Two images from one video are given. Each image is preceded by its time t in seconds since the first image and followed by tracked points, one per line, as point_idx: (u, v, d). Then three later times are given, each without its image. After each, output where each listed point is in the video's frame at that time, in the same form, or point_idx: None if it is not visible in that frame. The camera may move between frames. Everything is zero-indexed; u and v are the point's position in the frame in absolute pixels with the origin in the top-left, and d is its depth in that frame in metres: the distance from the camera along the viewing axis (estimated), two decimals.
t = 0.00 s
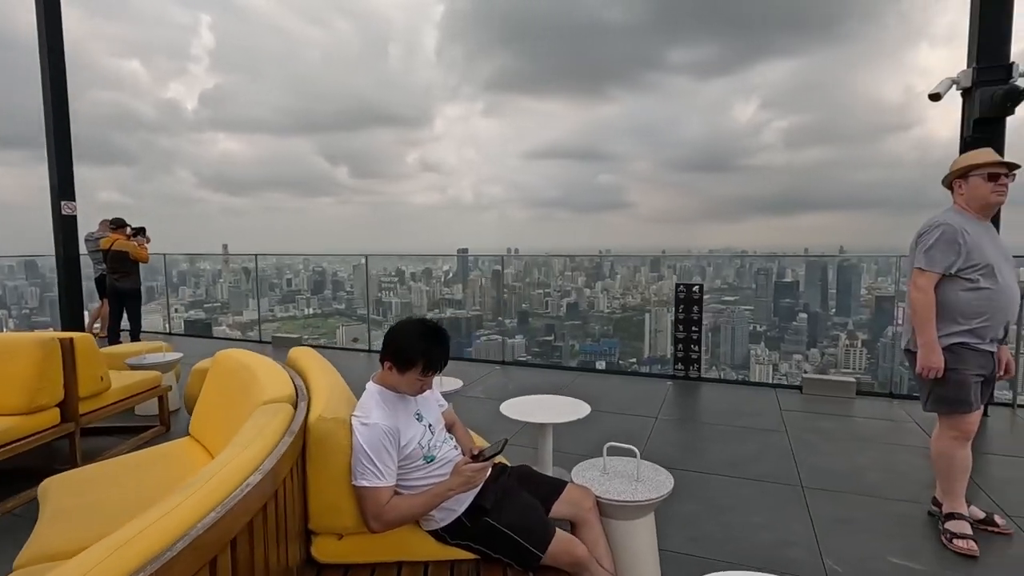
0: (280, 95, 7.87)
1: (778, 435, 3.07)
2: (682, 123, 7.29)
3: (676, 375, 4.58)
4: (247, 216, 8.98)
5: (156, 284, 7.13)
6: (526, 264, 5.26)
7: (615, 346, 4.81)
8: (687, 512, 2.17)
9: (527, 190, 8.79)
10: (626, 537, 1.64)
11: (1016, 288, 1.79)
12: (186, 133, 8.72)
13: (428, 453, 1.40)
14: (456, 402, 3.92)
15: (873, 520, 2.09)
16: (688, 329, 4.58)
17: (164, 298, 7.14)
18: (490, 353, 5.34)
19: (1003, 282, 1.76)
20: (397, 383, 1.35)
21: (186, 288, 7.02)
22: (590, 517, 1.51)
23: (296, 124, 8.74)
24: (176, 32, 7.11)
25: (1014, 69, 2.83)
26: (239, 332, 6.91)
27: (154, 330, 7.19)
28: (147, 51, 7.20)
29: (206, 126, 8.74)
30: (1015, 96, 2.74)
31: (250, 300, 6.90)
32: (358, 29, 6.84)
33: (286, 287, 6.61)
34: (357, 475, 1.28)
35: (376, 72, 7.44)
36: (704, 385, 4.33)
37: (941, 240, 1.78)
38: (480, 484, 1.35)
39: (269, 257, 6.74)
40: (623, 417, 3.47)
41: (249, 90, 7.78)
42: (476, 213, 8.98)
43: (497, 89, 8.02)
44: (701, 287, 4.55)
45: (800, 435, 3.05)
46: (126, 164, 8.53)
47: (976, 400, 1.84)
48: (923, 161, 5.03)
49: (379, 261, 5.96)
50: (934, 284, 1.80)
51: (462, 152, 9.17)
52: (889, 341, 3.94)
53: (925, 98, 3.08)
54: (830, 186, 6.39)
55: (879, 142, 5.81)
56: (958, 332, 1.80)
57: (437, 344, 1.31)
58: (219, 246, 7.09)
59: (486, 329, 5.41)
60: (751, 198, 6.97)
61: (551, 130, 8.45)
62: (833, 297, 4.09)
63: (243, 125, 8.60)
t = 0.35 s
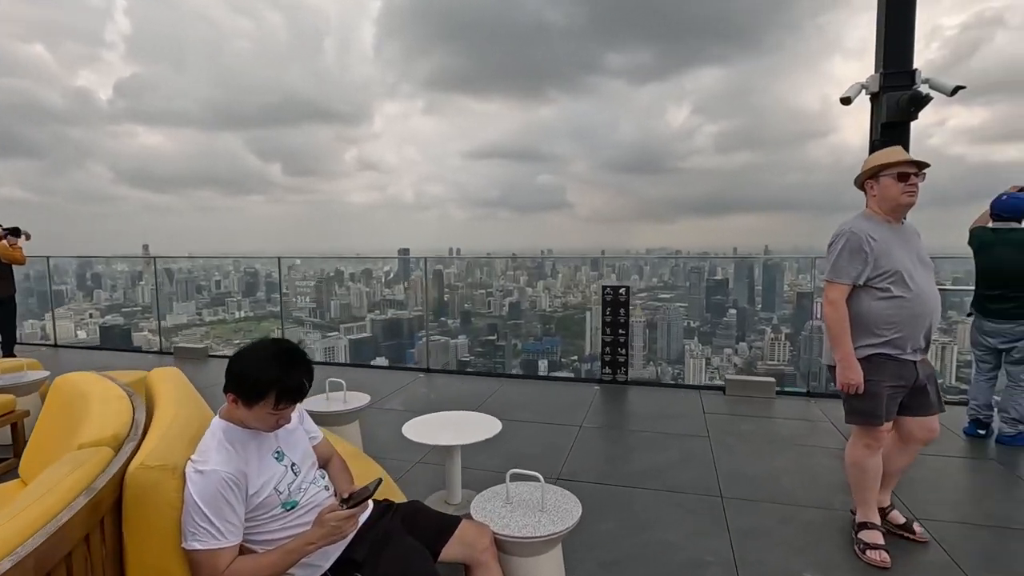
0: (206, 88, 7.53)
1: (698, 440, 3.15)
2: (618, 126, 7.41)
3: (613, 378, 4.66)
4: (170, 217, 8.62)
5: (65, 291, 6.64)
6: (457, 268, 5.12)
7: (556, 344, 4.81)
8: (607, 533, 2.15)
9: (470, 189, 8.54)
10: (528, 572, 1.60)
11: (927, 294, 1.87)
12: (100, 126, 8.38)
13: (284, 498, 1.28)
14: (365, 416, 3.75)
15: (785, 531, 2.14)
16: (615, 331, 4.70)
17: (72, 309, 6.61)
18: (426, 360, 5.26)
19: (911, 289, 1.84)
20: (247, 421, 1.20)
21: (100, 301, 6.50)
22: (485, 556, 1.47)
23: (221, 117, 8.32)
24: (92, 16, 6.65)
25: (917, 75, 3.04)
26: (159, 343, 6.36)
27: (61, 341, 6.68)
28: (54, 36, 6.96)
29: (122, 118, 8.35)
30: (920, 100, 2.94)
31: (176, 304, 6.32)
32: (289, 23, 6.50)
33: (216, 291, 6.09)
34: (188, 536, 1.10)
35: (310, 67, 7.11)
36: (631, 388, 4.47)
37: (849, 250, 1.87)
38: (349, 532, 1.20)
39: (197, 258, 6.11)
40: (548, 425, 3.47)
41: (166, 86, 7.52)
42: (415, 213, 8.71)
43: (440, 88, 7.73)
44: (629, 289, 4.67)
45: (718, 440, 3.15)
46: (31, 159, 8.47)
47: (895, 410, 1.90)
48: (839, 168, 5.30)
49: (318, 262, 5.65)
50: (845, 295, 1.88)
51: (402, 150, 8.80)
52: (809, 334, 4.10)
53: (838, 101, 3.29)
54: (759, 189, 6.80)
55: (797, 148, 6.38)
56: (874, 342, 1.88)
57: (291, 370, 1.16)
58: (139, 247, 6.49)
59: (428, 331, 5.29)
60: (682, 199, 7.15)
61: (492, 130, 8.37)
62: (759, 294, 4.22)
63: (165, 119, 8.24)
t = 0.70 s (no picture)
0: (156, 79, 7.22)
1: (647, 443, 3.15)
2: (584, 125, 7.44)
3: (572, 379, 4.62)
4: (123, 212, 7.93)
5: None
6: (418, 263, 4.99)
7: (522, 340, 4.72)
8: (539, 552, 2.04)
9: (433, 185, 8.39)
10: None
11: (876, 288, 1.85)
12: (37, 116, 7.90)
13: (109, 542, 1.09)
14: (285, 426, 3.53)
15: (723, 541, 2.10)
16: (564, 330, 4.64)
17: None
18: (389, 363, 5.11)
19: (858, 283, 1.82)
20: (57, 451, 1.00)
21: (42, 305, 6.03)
22: None
23: (173, 109, 7.97)
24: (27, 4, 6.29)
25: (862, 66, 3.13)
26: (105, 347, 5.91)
27: None
28: None
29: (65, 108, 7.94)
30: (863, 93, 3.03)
31: (124, 304, 5.74)
32: (245, 13, 6.24)
33: (172, 293, 5.66)
34: None
35: (269, 60, 6.85)
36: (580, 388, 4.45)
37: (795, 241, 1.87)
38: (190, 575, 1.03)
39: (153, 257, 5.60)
40: (497, 433, 3.37)
41: (112, 74, 7.20)
42: (378, 210, 8.26)
43: (400, 84, 7.61)
44: (578, 286, 4.60)
45: (666, 442, 3.14)
46: None
47: (841, 413, 1.90)
48: (795, 167, 5.38)
49: (278, 259, 5.30)
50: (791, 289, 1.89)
51: (364, 145, 8.30)
52: (764, 327, 4.22)
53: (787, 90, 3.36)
54: (718, 186, 6.92)
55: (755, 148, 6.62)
56: (821, 338, 1.88)
57: (110, 387, 0.97)
58: (83, 244, 6.01)
59: (395, 324, 5.13)
60: (643, 195, 7.25)
61: (454, 126, 8.23)
62: (718, 290, 4.26)
63: (111, 109, 7.97)
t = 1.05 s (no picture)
0: (138, 72, 7.11)
1: (617, 450, 3.10)
2: (570, 117, 7.38)
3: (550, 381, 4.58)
4: (99, 206, 7.67)
5: None
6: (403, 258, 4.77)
7: (509, 335, 4.66)
8: None
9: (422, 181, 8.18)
10: None
11: (887, 296, 1.60)
12: (14, 108, 7.68)
13: None
14: (223, 441, 3.33)
15: (686, 566, 1.96)
16: (534, 331, 4.59)
17: None
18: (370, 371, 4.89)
19: (863, 288, 1.58)
20: None
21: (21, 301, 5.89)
22: None
23: (156, 102, 7.88)
24: None
25: (842, 57, 3.17)
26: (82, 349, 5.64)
27: None
28: None
29: (45, 99, 7.74)
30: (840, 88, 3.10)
31: (105, 300, 5.55)
32: (229, 5, 6.24)
33: (157, 291, 5.50)
34: None
35: (253, 53, 6.85)
36: (551, 393, 4.40)
37: (792, 237, 1.66)
38: None
39: (134, 253, 5.53)
40: (469, 443, 3.24)
41: (94, 69, 7.09)
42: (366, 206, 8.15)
43: (387, 76, 7.61)
44: (548, 285, 4.56)
45: (635, 450, 3.08)
46: None
47: (840, 437, 1.67)
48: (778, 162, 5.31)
49: (263, 254, 5.15)
50: (785, 291, 1.68)
51: (351, 139, 8.25)
52: (752, 321, 4.20)
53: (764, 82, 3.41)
54: (705, 182, 6.86)
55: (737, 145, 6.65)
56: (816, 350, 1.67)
57: None
58: (65, 239, 5.97)
59: (382, 320, 4.88)
60: (631, 192, 7.15)
61: (439, 121, 8.12)
62: (705, 284, 4.23)
63: (92, 104, 7.82)
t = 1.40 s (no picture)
0: (144, 67, 7.14)
1: (614, 458, 3.04)
2: (574, 113, 7.15)
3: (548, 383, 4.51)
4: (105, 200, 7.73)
5: None
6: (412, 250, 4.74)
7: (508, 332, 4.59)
8: None
9: (427, 175, 8.16)
10: None
11: (954, 291, 1.42)
12: (21, 102, 7.66)
13: None
14: (188, 444, 3.32)
15: None
16: (529, 328, 4.51)
17: None
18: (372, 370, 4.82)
19: (923, 281, 1.42)
20: None
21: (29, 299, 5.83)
22: None
23: (163, 98, 7.84)
24: None
25: (862, 30, 3.26)
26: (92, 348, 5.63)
27: None
28: None
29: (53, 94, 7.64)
30: (854, 71, 3.25)
31: (115, 294, 5.54)
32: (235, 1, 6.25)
33: (165, 288, 5.44)
34: None
35: (258, 47, 6.82)
36: (546, 392, 4.34)
37: (847, 220, 1.53)
38: None
39: (144, 253, 5.46)
40: (459, 448, 3.20)
41: (101, 63, 7.11)
42: (372, 199, 8.12)
43: (392, 70, 7.54)
44: (544, 280, 4.46)
45: (631, 459, 3.02)
46: None
47: (882, 456, 1.54)
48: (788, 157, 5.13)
49: (269, 247, 5.02)
50: (833, 279, 1.57)
51: (357, 134, 8.02)
52: (761, 315, 4.09)
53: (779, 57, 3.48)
54: (711, 176, 6.67)
55: (744, 138, 6.28)
56: (867, 346, 1.55)
57: None
58: (75, 232, 5.93)
59: (388, 314, 4.79)
60: (637, 187, 7.05)
61: (443, 116, 8.00)
62: (712, 279, 4.15)
63: (98, 98, 7.73)
